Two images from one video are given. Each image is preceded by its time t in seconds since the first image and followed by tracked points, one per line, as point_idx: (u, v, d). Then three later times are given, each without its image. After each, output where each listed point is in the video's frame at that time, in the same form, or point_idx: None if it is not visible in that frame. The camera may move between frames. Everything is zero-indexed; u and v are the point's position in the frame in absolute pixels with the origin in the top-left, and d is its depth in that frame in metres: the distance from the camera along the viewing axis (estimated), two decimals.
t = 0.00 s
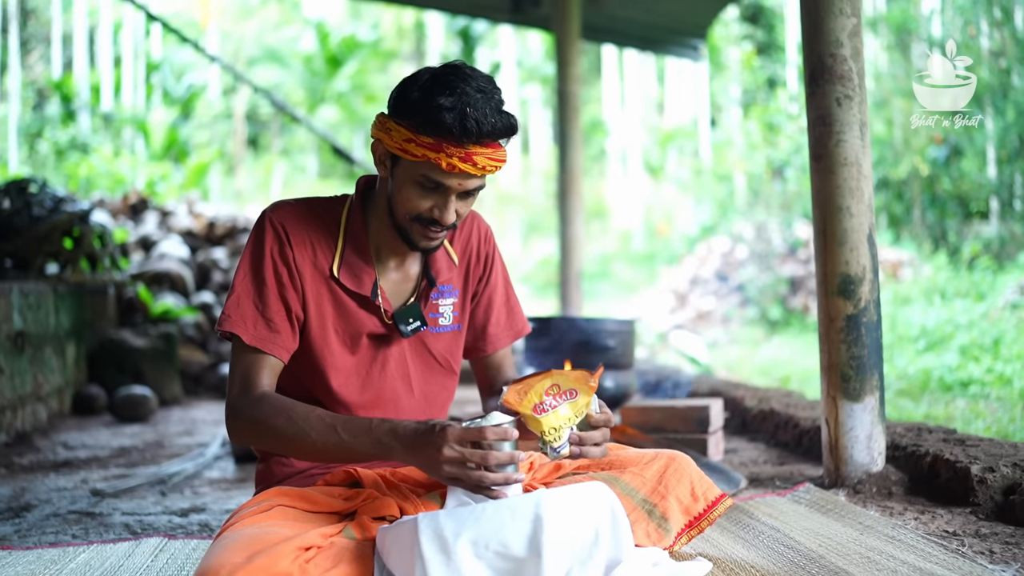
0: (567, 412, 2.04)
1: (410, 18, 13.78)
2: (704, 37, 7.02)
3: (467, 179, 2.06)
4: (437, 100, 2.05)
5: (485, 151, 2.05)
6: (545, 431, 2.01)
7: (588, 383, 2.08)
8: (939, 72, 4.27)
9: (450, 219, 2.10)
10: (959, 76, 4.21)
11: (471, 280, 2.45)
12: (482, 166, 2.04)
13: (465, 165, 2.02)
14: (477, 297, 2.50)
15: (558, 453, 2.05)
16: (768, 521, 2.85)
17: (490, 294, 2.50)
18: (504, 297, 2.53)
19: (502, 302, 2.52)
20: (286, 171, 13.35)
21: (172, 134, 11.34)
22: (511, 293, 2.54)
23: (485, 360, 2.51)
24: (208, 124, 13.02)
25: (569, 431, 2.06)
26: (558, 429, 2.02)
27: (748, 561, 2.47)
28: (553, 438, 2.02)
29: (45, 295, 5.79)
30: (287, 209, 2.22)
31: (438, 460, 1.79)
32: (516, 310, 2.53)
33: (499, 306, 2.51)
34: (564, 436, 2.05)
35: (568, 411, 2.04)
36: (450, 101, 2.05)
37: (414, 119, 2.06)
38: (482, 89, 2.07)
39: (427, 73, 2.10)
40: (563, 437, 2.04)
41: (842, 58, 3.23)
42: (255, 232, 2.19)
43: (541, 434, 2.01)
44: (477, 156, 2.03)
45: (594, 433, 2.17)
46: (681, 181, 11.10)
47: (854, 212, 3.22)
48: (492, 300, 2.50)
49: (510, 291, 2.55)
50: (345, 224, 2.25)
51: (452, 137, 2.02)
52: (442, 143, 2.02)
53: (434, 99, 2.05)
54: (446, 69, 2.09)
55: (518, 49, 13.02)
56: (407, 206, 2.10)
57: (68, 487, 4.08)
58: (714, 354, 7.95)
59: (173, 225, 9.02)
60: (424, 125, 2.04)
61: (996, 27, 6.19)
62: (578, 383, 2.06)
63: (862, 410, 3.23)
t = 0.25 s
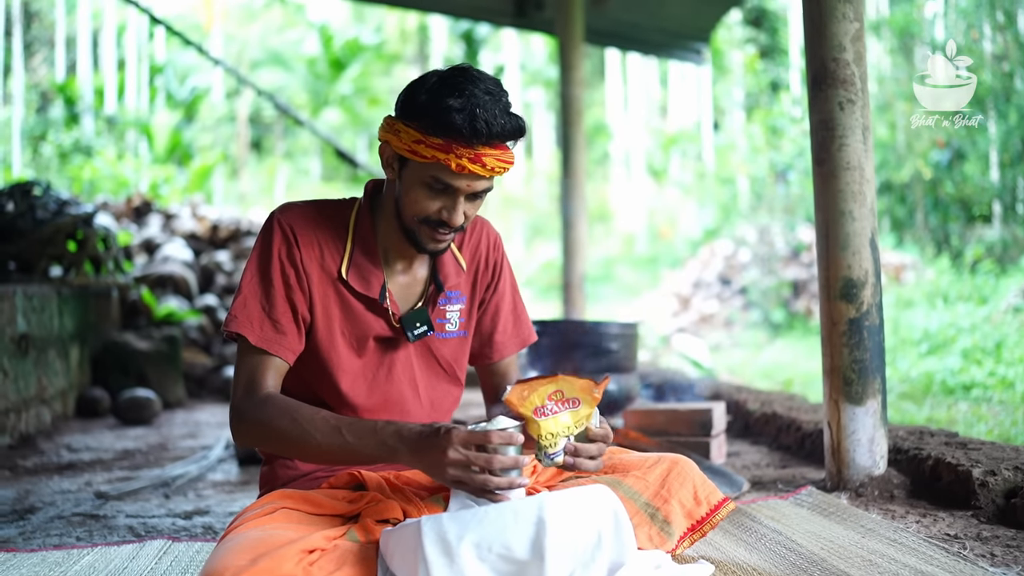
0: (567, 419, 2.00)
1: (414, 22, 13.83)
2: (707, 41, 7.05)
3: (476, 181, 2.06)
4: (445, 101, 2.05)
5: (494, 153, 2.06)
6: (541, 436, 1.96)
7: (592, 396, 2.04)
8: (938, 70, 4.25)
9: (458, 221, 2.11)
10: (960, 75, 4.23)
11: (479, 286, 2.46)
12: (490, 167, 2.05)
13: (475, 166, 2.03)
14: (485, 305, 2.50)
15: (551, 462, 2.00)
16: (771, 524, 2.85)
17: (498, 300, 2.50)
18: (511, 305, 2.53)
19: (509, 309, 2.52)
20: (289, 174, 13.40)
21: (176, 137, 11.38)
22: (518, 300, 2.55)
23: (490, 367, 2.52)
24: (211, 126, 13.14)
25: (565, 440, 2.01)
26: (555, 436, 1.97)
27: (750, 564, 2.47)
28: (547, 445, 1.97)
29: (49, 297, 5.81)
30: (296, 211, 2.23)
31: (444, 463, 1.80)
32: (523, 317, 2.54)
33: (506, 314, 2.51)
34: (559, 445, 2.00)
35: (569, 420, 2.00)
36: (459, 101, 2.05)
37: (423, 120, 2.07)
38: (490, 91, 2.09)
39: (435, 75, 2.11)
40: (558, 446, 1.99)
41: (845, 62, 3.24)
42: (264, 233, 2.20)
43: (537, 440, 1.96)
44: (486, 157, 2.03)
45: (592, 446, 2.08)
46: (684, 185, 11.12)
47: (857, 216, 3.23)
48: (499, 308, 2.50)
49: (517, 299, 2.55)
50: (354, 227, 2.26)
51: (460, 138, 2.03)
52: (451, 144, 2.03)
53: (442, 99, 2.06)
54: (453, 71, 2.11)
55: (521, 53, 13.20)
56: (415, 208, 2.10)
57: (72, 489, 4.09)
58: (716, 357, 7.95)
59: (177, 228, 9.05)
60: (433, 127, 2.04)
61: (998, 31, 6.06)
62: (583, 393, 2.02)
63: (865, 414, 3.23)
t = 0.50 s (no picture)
0: (573, 423, 2.04)
1: (413, 22, 13.83)
2: (706, 42, 7.06)
3: (481, 185, 2.06)
4: (451, 105, 2.05)
5: (500, 157, 2.06)
6: (545, 438, 2.02)
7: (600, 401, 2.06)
8: (940, 71, 4.29)
9: (462, 225, 2.10)
10: (962, 76, 4.23)
11: (479, 291, 2.45)
12: (495, 171, 2.04)
13: (480, 170, 2.03)
14: (484, 310, 2.50)
15: (554, 465, 2.04)
16: (768, 525, 2.85)
17: (497, 306, 2.50)
18: (510, 311, 2.53)
19: (508, 315, 2.52)
20: (287, 174, 13.41)
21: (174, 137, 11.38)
22: (517, 307, 2.54)
23: (488, 372, 2.51)
24: (210, 126, 13.13)
25: (570, 443, 2.05)
26: (559, 439, 2.02)
27: (748, 565, 2.47)
28: (552, 447, 2.02)
29: (47, 298, 5.80)
30: (298, 211, 2.23)
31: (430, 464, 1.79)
32: (522, 323, 2.54)
33: (505, 319, 2.51)
34: (564, 447, 2.04)
35: (574, 424, 2.04)
36: (465, 106, 2.05)
37: (429, 125, 2.06)
38: (495, 95, 2.09)
39: (440, 79, 2.11)
40: (563, 449, 2.03)
41: (843, 64, 3.24)
42: (266, 232, 2.19)
43: (541, 441, 2.02)
44: (492, 161, 2.03)
45: (594, 452, 2.09)
46: (683, 186, 11.12)
47: (855, 217, 3.23)
48: (499, 313, 2.50)
49: (516, 305, 2.55)
50: (356, 228, 2.25)
51: (467, 142, 2.03)
52: (458, 148, 2.03)
53: (448, 104, 2.06)
54: (458, 76, 2.11)
55: (521, 54, 13.21)
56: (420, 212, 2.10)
57: (70, 490, 4.09)
58: (715, 358, 7.95)
59: (175, 229, 9.05)
60: (440, 130, 2.04)
61: (997, 33, 6.12)
62: (590, 399, 2.05)
63: (863, 415, 3.23)
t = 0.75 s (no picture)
0: (589, 436, 2.06)
1: (412, 26, 13.86)
2: (705, 46, 7.08)
3: (495, 192, 2.07)
4: (470, 111, 2.05)
5: (517, 164, 2.06)
6: (561, 450, 2.04)
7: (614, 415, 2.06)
8: (939, 71, 4.29)
9: (475, 231, 2.09)
10: (961, 76, 4.25)
11: (482, 300, 2.44)
12: (511, 178, 2.05)
13: (497, 176, 2.03)
14: (485, 320, 2.49)
15: (569, 476, 2.07)
16: (768, 529, 2.85)
17: (498, 316, 2.49)
18: (511, 322, 2.52)
19: (509, 326, 2.51)
20: (286, 177, 13.43)
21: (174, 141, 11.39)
22: (518, 319, 2.53)
23: (487, 381, 2.50)
24: (210, 130, 13.12)
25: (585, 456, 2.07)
26: (575, 451, 2.04)
27: (747, 569, 2.48)
28: (568, 460, 2.04)
29: (47, 301, 5.81)
30: (307, 210, 2.20)
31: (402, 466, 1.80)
32: (522, 335, 2.53)
33: (506, 329, 2.50)
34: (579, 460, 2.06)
35: (588, 436, 2.05)
36: (484, 113, 2.06)
37: (448, 130, 2.06)
38: (513, 103, 2.10)
39: (458, 85, 2.11)
40: (577, 461, 2.05)
41: (842, 68, 3.25)
42: (273, 229, 2.17)
43: (559, 454, 2.04)
44: (509, 169, 2.04)
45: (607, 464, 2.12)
46: (682, 189, 11.13)
47: (854, 221, 3.24)
48: (500, 323, 2.49)
49: (517, 317, 2.54)
50: (363, 229, 2.23)
51: (486, 148, 2.03)
52: (476, 153, 2.02)
53: (467, 110, 2.06)
54: (475, 83, 2.11)
55: (520, 57, 13.22)
56: (432, 216, 2.09)
57: (69, 493, 4.09)
58: (715, 361, 7.95)
59: (175, 231, 9.05)
60: (459, 136, 2.04)
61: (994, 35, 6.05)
62: (606, 412, 2.06)
63: (862, 419, 3.24)
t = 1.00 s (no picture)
0: (592, 440, 2.07)
1: (412, 27, 13.85)
2: (704, 48, 7.08)
3: (503, 192, 2.07)
4: (480, 111, 2.07)
5: (524, 164, 2.07)
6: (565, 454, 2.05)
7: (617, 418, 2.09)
8: (939, 71, 4.27)
9: (481, 231, 2.09)
10: (960, 77, 4.26)
11: (486, 304, 2.43)
12: (519, 178, 2.05)
13: (505, 175, 2.03)
14: (489, 324, 2.49)
15: (571, 480, 2.08)
16: (768, 531, 2.85)
17: (501, 322, 2.48)
18: (514, 328, 2.52)
19: (512, 332, 2.51)
20: (286, 179, 13.43)
21: (173, 143, 11.35)
22: (520, 325, 2.53)
23: (487, 386, 2.50)
24: (208, 132, 13.14)
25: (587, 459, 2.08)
26: (578, 454, 2.05)
27: (747, 570, 2.48)
28: (571, 463, 2.05)
29: (47, 303, 5.80)
30: (318, 208, 2.20)
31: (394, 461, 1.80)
32: (524, 341, 2.53)
33: (509, 335, 2.50)
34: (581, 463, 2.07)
35: (592, 439, 2.07)
36: (494, 112, 2.07)
37: (458, 128, 2.07)
38: (524, 106, 2.12)
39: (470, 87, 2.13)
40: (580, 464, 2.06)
41: (842, 69, 3.25)
42: (283, 226, 2.17)
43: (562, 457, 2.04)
44: (516, 168, 2.04)
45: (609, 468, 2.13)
46: (682, 190, 11.12)
47: (854, 222, 3.24)
48: (503, 329, 2.48)
49: (520, 324, 2.53)
50: (372, 230, 2.23)
51: (495, 146, 2.04)
52: (485, 151, 2.03)
53: (478, 109, 2.07)
54: (487, 85, 2.13)
55: (519, 59, 13.24)
56: (439, 214, 2.08)
57: (69, 495, 4.09)
58: (715, 363, 7.94)
59: (175, 234, 9.05)
60: (469, 133, 2.05)
61: (995, 37, 6.17)
62: (609, 415, 2.08)
63: (861, 420, 3.24)
